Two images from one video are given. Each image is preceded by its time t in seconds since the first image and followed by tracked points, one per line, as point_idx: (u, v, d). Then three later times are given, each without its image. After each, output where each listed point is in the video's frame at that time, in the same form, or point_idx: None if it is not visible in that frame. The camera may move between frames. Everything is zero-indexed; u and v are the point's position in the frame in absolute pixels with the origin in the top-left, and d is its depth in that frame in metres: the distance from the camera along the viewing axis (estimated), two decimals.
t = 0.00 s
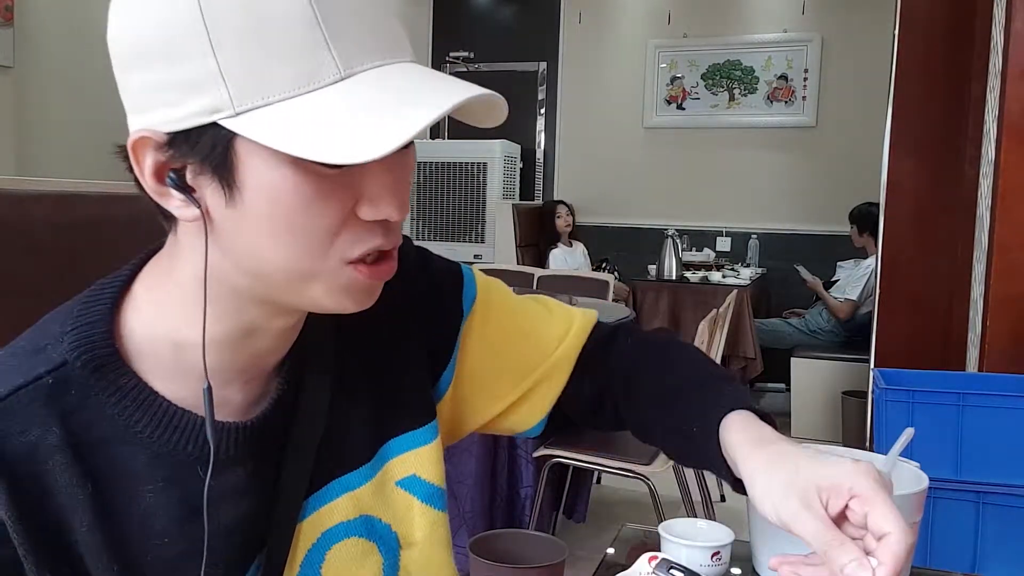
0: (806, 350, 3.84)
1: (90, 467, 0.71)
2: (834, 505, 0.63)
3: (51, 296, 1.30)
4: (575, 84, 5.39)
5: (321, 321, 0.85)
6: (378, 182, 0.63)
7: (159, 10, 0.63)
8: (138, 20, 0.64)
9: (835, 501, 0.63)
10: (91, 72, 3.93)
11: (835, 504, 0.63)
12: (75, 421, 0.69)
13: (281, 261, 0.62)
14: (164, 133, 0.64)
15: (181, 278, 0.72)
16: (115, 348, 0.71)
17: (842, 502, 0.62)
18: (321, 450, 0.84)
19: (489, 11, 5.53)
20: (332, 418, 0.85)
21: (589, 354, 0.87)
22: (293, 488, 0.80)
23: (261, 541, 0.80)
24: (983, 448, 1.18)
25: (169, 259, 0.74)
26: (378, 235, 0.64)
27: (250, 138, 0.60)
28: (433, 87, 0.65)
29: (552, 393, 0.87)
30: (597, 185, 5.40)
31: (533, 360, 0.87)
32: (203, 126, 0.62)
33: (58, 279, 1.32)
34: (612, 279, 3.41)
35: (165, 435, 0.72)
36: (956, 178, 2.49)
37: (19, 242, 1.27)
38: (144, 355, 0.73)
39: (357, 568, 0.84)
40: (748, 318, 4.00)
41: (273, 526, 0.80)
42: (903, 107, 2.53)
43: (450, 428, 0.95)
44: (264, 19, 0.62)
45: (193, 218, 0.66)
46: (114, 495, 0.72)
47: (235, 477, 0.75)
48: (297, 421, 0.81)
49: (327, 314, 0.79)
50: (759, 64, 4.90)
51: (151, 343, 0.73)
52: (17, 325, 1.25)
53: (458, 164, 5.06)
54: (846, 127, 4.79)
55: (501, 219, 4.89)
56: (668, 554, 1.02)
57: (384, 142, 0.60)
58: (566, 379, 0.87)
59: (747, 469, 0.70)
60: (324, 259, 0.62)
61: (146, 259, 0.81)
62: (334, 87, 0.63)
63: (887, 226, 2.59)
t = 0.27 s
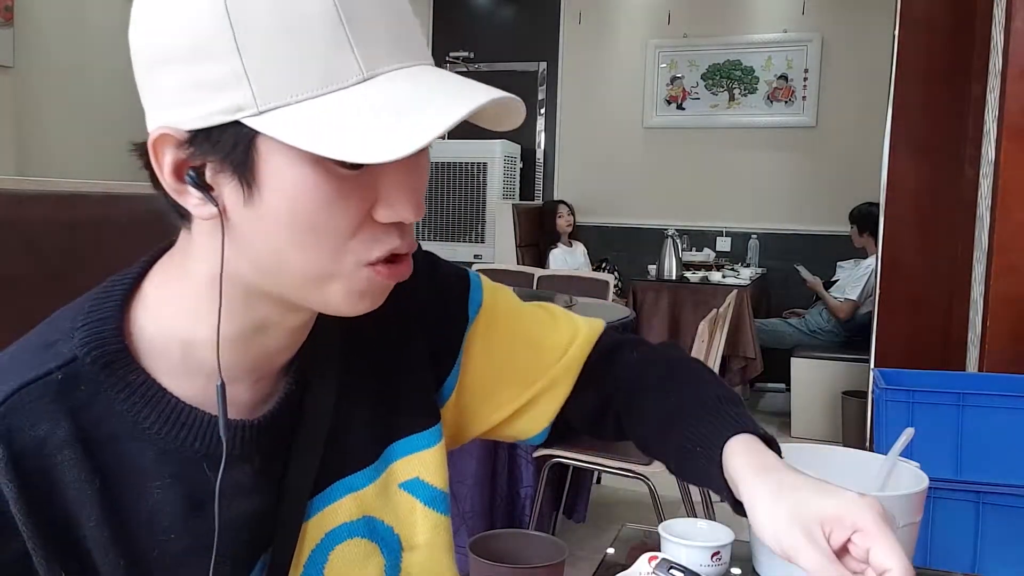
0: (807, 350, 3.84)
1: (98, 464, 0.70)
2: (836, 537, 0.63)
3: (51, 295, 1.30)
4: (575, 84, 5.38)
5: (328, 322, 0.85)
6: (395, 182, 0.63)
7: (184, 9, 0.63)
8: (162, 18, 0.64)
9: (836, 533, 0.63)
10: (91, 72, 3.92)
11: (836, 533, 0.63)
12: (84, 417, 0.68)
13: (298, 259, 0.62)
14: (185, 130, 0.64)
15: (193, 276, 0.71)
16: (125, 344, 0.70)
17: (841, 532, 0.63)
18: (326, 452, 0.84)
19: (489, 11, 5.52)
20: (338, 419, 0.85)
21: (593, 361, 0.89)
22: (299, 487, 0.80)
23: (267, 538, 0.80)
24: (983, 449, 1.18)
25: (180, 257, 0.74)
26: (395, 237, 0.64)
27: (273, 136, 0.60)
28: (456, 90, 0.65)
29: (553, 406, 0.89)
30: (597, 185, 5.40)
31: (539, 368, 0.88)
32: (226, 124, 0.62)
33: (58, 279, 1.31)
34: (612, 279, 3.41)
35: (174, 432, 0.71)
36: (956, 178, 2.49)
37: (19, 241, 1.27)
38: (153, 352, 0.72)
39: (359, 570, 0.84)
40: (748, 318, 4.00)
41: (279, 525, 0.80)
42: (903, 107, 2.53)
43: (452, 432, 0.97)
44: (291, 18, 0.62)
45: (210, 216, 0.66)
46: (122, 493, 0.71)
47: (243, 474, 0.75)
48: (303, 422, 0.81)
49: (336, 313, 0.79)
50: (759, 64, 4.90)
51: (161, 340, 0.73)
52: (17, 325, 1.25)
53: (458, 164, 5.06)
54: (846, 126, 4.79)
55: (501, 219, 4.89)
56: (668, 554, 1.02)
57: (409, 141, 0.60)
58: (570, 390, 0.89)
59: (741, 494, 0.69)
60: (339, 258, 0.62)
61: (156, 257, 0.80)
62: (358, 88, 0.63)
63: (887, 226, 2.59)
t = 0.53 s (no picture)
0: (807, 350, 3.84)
1: (102, 463, 0.70)
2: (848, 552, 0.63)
3: (52, 296, 1.30)
4: (575, 84, 5.38)
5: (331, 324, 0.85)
6: (402, 187, 0.63)
7: (200, 11, 0.63)
8: (177, 19, 0.64)
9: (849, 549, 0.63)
10: (92, 72, 3.92)
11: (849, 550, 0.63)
12: (88, 417, 0.68)
13: (303, 260, 0.62)
14: (196, 130, 0.64)
15: (200, 278, 0.72)
16: (129, 344, 0.70)
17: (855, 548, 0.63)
18: (328, 453, 0.84)
19: (489, 11, 5.52)
20: (341, 420, 0.85)
21: (596, 363, 0.89)
22: (302, 486, 0.80)
23: (271, 537, 0.79)
24: (982, 448, 1.18)
25: (186, 257, 0.74)
26: (401, 243, 0.64)
27: (285, 139, 0.60)
28: (469, 99, 0.66)
29: (556, 409, 0.89)
30: (597, 185, 5.40)
31: (542, 371, 0.88)
32: (239, 126, 0.62)
33: (59, 280, 1.31)
34: (612, 279, 3.41)
35: (178, 432, 0.70)
36: (956, 178, 2.49)
37: (19, 242, 1.27)
38: (157, 351, 0.73)
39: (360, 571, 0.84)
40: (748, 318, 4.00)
41: (281, 524, 0.79)
42: (904, 107, 2.53)
43: (454, 433, 0.97)
44: (305, 23, 0.62)
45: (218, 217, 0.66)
46: (125, 492, 0.71)
47: (246, 474, 0.74)
48: (306, 422, 0.81)
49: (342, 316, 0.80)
50: (759, 64, 4.90)
51: (167, 339, 0.73)
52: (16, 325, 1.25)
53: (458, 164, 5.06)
54: (846, 126, 4.79)
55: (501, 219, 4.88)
56: (669, 554, 1.02)
57: (420, 148, 0.60)
58: (571, 393, 0.89)
59: (750, 504, 0.69)
60: (343, 261, 0.62)
61: (161, 257, 0.80)
62: (372, 94, 0.63)
63: (887, 226, 2.59)
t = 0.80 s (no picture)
0: (807, 350, 3.84)
1: (101, 461, 0.69)
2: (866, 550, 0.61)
3: (51, 296, 1.30)
4: (575, 84, 5.38)
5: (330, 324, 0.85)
6: (405, 187, 0.63)
7: (203, 9, 0.63)
8: (180, 17, 0.64)
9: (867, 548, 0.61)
10: (91, 72, 3.91)
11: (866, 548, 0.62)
12: (86, 416, 0.68)
13: (304, 258, 0.62)
14: (200, 128, 0.64)
15: (201, 276, 0.72)
16: (128, 343, 0.70)
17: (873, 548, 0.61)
18: (327, 453, 0.84)
19: (489, 11, 5.52)
20: (341, 418, 0.85)
21: (597, 361, 0.89)
22: (302, 485, 0.80)
23: (271, 534, 0.79)
24: (983, 449, 1.18)
25: (186, 257, 0.74)
26: (403, 243, 0.64)
27: (288, 138, 0.60)
28: (473, 100, 0.66)
29: (555, 409, 0.89)
30: (597, 185, 5.40)
31: (541, 370, 0.88)
32: (242, 125, 0.62)
33: (58, 280, 1.31)
34: (611, 279, 3.41)
35: (176, 431, 0.70)
36: (956, 178, 2.49)
37: (19, 242, 1.27)
38: (157, 350, 0.73)
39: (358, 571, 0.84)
40: (749, 318, 4.00)
41: (281, 522, 0.80)
42: (903, 107, 2.53)
43: (455, 433, 0.97)
44: (308, 23, 0.62)
45: (220, 215, 0.66)
46: (124, 490, 0.71)
47: (245, 475, 0.74)
48: (306, 421, 0.81)
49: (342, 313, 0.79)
50: (759, 64, 4.90)
51: (167, 339, 0.73)
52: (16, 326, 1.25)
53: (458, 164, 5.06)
54: (846, 126, 4.79)
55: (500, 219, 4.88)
56: (669, 554, 1.02)
57: (421, 149, 0.60)
58: (570, 393, 0.89)
59: (772, 494, 0.68)
60: (344, 259, 0.62)
61: (160, 257, 0.80)
62: (376, 95, 0.64)
63: (887, 226, 2.59)
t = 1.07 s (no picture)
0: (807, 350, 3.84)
1: (103, 458, 0.69)
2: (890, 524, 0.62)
3: (51, 297, 1.30)
4: (575, 84, 5.38)
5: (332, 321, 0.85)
6: (405, 184, 0.63)
7: (203, 7, 0.63)
8: (179, 16, 0.64)
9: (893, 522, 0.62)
10: (92, 72, 3.92)
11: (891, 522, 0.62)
12: (89, 412, 0.68)
13: (307, 255, 0.62)
14: (200, 126, 0.64)
15: (203, 273, 0.72)
16: (130, 340, 0.70)
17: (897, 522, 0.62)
18: (329, 452, 0.84)
19: (489, 11, 5.51)
20: (343, 416, 0.85)
21: (596, 361, 0.90)
22: (304, 484, 0.80)
23: (272, 534, 0.79)
24: (983, 448, 1.15)
25: (188, 254, 0.74)
26: (405, 238, 0.64)
27: (290, 134, 0.60)
28: (473, 95, 0.66)
29: (556, 408, 0.89)
30: (597, 185, 5.40)
31: (542, 368, 0.88)
32: (243, 121, 0.62)
33: (58, 281, 1.31)
34: (611, 280, 3.41)
35: (179, 429, 0.70)
36: (956, 178, 2.49)
37: (19, 243, 1.26)
38: (160, 347, 0.72)
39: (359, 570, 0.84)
40: (749, 318, 4.00)
41: (283, 521, 0.79)
42: (903, 107, 2.52)
43: (456, 435, 0.97)
44: (308, 21, 0.62)
45: (222, 213, 0.66)
46: (128, 488, 0.70)
47: (247, 473, 0.74)
48: (308, 419, 0.81)
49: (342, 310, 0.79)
50: (759, 64, 4.90)
51: (168, 337, 0.73)
52: (15, 326, 1.25)
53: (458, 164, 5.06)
54: (846, 126, 4.79)
55: (500, 219, 4.88)
56: (669, 554, 1.03)
57: (420, 145, 0.59)
58: (571, 392, 0.89)
59: (792, 473, 0.68)
60: (347, 257, 0.62)
61: (161, 256, 0.81)
62: (376, 91, 0.64)
63: (887, 226, 2.59)
